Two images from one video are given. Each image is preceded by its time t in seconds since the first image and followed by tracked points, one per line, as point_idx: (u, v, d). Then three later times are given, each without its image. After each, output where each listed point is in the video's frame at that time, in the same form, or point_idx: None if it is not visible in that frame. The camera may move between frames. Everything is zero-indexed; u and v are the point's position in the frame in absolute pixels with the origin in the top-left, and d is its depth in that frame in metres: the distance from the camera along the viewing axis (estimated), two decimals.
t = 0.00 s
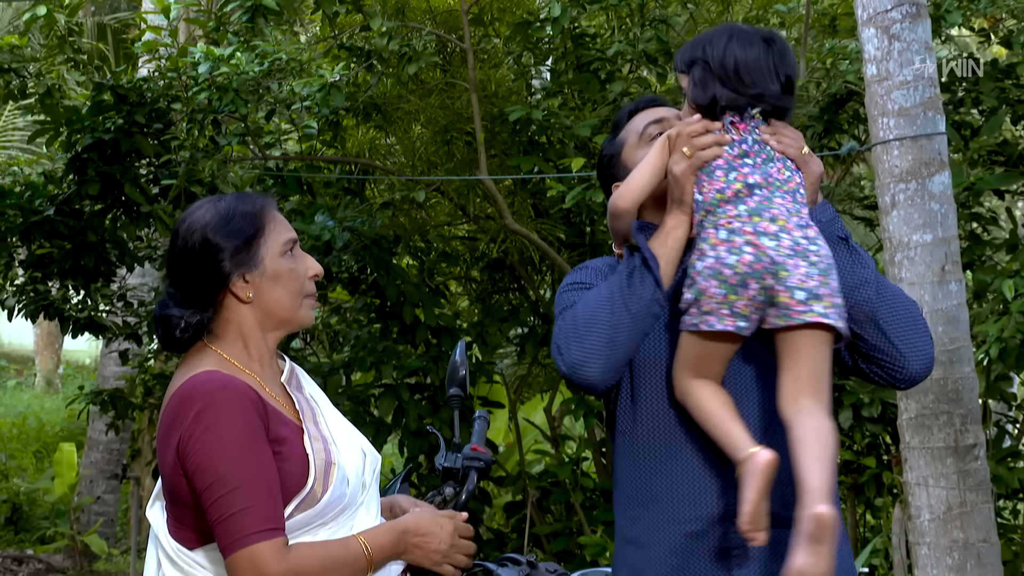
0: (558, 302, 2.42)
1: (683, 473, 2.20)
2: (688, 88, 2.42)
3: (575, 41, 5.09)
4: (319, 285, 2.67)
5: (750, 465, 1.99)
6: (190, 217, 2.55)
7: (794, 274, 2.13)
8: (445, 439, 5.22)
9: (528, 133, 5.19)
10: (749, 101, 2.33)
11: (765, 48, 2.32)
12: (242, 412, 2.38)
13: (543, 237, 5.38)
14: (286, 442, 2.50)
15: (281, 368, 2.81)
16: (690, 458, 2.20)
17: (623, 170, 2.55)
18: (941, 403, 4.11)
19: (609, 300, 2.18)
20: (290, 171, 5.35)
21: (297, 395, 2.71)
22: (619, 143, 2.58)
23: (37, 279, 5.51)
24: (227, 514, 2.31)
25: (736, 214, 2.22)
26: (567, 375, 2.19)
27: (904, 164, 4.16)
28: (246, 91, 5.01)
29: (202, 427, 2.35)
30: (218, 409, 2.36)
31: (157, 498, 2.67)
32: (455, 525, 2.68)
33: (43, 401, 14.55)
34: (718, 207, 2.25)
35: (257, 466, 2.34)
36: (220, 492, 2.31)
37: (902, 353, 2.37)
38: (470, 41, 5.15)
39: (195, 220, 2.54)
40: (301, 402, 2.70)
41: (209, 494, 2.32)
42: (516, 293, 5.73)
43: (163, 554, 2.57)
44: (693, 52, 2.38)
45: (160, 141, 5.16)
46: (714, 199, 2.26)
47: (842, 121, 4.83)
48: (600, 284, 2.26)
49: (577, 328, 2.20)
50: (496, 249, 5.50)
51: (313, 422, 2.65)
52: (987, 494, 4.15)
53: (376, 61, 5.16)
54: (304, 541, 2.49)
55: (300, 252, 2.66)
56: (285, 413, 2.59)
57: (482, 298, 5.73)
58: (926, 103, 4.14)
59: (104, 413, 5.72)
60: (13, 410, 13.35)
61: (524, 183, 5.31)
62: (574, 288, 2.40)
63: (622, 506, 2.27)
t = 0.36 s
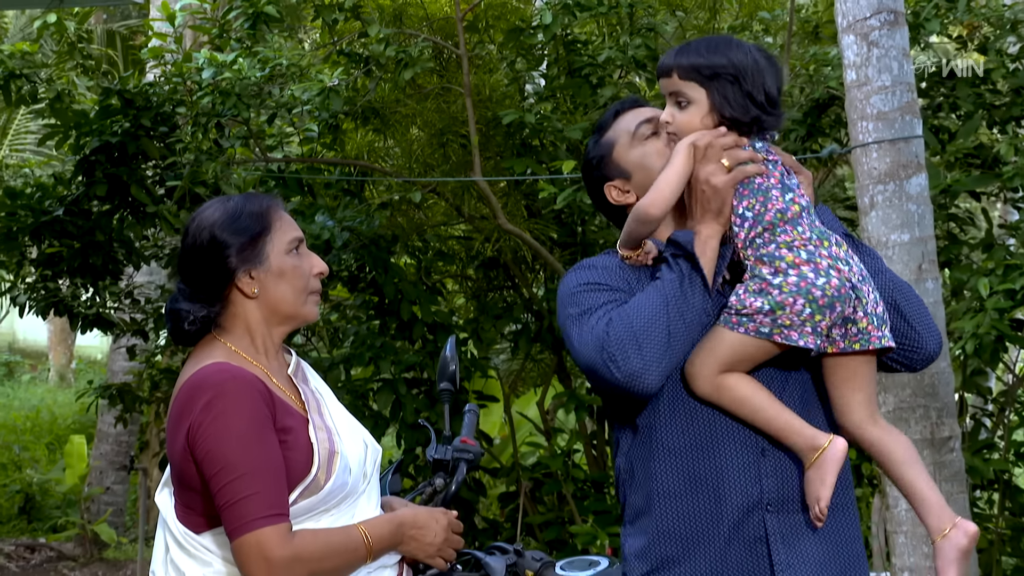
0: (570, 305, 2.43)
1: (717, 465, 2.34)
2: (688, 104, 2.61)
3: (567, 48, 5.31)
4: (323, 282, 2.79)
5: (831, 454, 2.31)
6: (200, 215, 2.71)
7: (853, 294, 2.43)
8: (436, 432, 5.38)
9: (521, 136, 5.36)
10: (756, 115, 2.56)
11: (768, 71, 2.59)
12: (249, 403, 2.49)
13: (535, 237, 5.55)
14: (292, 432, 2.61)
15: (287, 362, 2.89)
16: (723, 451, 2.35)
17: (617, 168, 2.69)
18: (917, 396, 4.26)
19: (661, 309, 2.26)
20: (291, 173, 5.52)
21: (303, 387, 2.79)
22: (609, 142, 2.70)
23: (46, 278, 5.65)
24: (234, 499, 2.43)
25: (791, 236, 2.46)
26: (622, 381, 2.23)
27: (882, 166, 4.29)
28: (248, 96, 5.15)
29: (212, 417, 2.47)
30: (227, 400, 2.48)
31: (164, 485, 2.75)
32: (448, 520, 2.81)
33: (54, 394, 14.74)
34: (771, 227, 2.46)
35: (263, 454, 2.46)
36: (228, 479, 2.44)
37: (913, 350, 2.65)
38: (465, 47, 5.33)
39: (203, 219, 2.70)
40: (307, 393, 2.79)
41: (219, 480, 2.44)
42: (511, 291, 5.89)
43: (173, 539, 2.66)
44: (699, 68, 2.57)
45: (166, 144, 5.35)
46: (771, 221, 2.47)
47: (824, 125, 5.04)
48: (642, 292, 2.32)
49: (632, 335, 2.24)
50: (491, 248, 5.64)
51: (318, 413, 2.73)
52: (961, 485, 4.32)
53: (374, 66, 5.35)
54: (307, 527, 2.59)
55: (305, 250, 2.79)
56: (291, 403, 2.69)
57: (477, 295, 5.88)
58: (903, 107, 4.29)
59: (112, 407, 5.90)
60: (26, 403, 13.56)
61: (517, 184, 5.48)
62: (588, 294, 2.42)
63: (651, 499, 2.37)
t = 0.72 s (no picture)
0: (571, 272, 2.53)
1: (700, 453, 2.57)
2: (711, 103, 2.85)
3: (566, 50, 5.50)
4: (327, 277, 2.77)
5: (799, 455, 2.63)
6: (208, 210, 2.71)
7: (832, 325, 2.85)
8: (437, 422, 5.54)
9: (520, 136, 5.54)
10: (773, 117, 2.85)
11: (779, 81, 2.90)
12: (253, 392, 2.45)
13: (535, 233, 5.73)
14: (294, 421, 2.56)
15: (291, 355, 2.85)
16: (703, 440, 2.58)
17: (581, 158, 2.71)
18: (903, 387, 4.39)
19: (693, 291, 2.46)
20: (300, 171, 5.69)
21: (307, 378, 2.76)
22: (575, 130, 2.73)
23: (63, 273, 5.80)
24: (236, 486, 2.38)
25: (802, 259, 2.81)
26: (654, 353, 2.40)
27: (869, 164, 4.43)
28: (257, 96, 5.34)
29: (215, 406, 2.43)
30: (230, 389, 2.44)
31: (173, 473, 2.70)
32: (447, 509, 2.76)
33: (73, 385, 15.00)
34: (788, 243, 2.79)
35: (265, 442, 2.41)
36: (230, 466, 2.39)
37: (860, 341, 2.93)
38: (467, 49, 5.54)
39: (211, 215, 2.70)
40: (311, 384, 2.75)
41: (221, 467, 2.40)
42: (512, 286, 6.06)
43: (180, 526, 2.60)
44: (732, 65, 2.83)
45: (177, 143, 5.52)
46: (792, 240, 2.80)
47: (814, 125, 5.27)
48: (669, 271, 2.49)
49: (669, 312, 2.42)
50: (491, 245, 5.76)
51: (321, 403, 2.69)
52: (946, 473, 4.45)
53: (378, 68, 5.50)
54: (309, 514, 2.54)
55: (310, 246, 2.77)
56: (293, 393, 2.65)
57: (479, 290, 6.04)
58: (890, 108, 4.44)
59: (126, 397, 6.10)
60: (46, 394, 13.81)
61: (518, 182, 5.63)
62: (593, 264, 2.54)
63: (634, 480, 2.57)
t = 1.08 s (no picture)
0: (581, 282, 2.60)
1: (694, 455, 2.66)
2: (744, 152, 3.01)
3: (571, 54, 5.57)
4: (327, 277, 2.84)
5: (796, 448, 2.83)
6: (210, 213, 2.80)
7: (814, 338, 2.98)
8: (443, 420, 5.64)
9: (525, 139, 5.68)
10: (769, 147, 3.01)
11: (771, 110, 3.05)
12: (254, 391, 2.51)
13: (540, 234, 5.88)
14: (294, 420, 2.63)
15: (294, 354, 2.91)
16: (695, 442, 2.67)
17: (567, 163, 2.76)
18: (901, 386, 4.43)
19: (708, 313, 2.55)
20: (309, 172, 5.78)
21: (309, 377, 2.81)
22: (562, 135, 2.77)
23: (77, 273, 5.91)
24: (237, 484, 2.44)
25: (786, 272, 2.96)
26: (673, 371, 2.47)
27: (867, 166, 4.48)
28: (266, 99, 5.40)
29: (217, 406, 2.49)
30: (232, 389, 2.50)
31: (176, 471, 2.74)
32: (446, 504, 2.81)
33: (89, 382, 15.18)
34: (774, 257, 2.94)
35: (265, 441, 2.47)
36: (231, 464, 2.45)
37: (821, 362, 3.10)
38: (472, 53, 5.63)
39: (213, 217, 2.78)
40: (312, 383, 2.80)
41: (224, 464, 2.46)
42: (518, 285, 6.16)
43: (183, 523, 2.65)
44: (737, 91, 2.95)
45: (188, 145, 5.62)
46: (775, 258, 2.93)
47: (815, 127, 5.38)
48: (683, 290, 2.58)
49: (687, 332, 2.50)
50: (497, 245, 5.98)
51: (321, 402, 2.75)
52: (942, 470, 4.50)
53: (386, 72, 5.64)
54: (309, 511, 2.61)
55: (310, 246, 2.84)
56: (295, 392, 2.72)
57: (485, 290, 6.13)
58: (888, 110, 4.48)
59: (139, 395, 6.21)
60: (62, 391, 13.96)
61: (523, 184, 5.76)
62: (604, 277, 2.61)
63: (630, 482, 2.64)
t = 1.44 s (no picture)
0: (568, 292, 2.61)
1: (687, 454, 2.67)
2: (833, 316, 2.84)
3: (567, 52, 5.59)
4: (318, 276, 2.85)
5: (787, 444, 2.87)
6: (199, 212, 2.81)
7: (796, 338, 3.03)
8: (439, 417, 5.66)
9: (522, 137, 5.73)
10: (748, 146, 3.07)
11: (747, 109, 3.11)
12: (245, 391, 2.52)
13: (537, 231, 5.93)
14: (285, 420, 2.64)
15: (285, 352, 2.93)
16: (688, 440, 2.68)
17: (554, 167, 2.77)
18: (894, 383, 4.42)
19: (694, 318, 2.56)
20: (306, 170, 5.80)
21: (300, 375, 2.83)
22: (551, 140, 2.77)
23: (75, 271, 5.91)
24: (228, 484, 2.44)
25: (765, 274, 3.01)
26: (660, 379, 2.49)
27: (862, 164, 4.48)
28: (263, 97, 5.40)
29: (208, 405, 2.49)
30: (223, 389, 2.50)
31: (167, 469, 2.76)
32: (434, 499, 2.83)
33: (89, 379, 15.23)
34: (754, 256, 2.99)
35: (257, 440, 2.48)
36: (222, 464, 2.45)
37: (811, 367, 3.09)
38: (469, 51, 5.67)
39: (204, 216, 2.79)
40: (303, 382, 2.82)
41: (214, 464, 2.46)
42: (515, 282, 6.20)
43: (173, 521, 2.66)
44: (721, 90, 2.99)
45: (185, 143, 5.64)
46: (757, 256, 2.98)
47: (811, 126, 5.37)
48: (670, 296, 2.59)
49: (673, 339, 2.51)
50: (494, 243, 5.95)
51: (313, 401, 2.76)
52: (935, 467, 4.49)
53: (383, 70, 5.65)
54: (300, 510, 2.62)
55: (302, 245, 2.85)
56: (286, 391, 2.73)
57: (482, 287, 6.15)
58: (882, 108, 4.49)
59: (138, 392, 6.24)
60: (62, 388, 14.00)
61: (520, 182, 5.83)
62: (591, 286, 2.63)
63: (625, 482, 2.64)
